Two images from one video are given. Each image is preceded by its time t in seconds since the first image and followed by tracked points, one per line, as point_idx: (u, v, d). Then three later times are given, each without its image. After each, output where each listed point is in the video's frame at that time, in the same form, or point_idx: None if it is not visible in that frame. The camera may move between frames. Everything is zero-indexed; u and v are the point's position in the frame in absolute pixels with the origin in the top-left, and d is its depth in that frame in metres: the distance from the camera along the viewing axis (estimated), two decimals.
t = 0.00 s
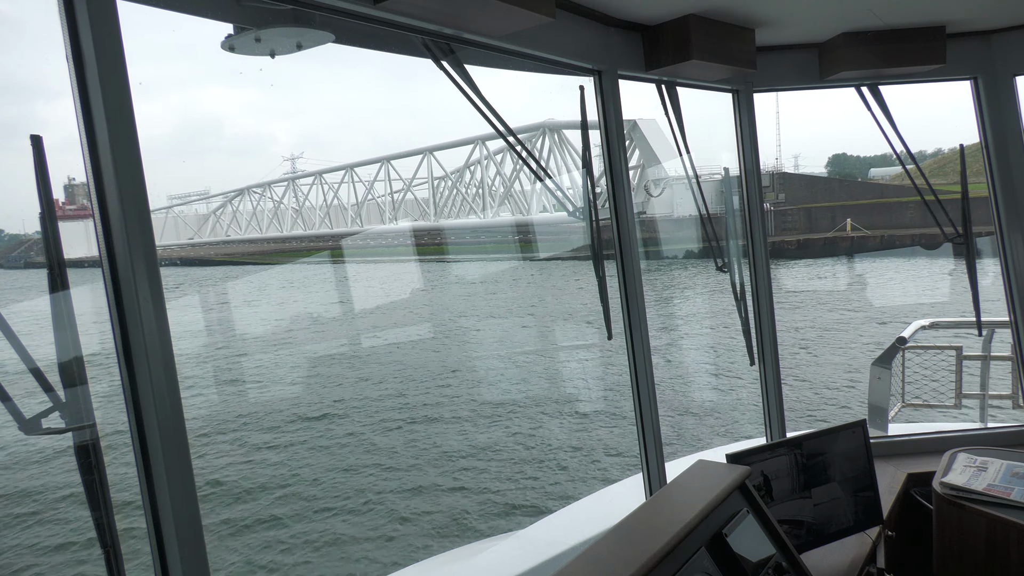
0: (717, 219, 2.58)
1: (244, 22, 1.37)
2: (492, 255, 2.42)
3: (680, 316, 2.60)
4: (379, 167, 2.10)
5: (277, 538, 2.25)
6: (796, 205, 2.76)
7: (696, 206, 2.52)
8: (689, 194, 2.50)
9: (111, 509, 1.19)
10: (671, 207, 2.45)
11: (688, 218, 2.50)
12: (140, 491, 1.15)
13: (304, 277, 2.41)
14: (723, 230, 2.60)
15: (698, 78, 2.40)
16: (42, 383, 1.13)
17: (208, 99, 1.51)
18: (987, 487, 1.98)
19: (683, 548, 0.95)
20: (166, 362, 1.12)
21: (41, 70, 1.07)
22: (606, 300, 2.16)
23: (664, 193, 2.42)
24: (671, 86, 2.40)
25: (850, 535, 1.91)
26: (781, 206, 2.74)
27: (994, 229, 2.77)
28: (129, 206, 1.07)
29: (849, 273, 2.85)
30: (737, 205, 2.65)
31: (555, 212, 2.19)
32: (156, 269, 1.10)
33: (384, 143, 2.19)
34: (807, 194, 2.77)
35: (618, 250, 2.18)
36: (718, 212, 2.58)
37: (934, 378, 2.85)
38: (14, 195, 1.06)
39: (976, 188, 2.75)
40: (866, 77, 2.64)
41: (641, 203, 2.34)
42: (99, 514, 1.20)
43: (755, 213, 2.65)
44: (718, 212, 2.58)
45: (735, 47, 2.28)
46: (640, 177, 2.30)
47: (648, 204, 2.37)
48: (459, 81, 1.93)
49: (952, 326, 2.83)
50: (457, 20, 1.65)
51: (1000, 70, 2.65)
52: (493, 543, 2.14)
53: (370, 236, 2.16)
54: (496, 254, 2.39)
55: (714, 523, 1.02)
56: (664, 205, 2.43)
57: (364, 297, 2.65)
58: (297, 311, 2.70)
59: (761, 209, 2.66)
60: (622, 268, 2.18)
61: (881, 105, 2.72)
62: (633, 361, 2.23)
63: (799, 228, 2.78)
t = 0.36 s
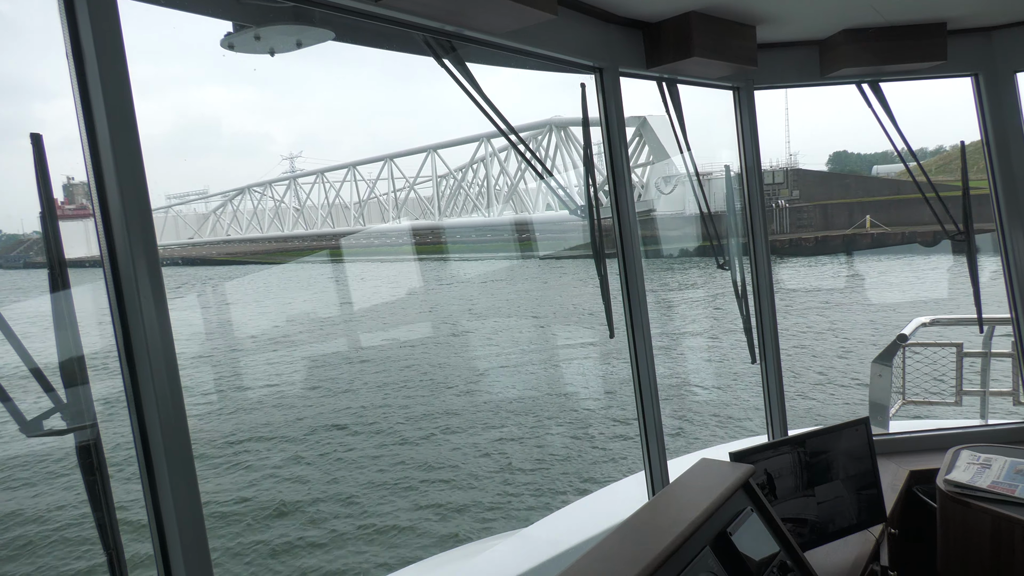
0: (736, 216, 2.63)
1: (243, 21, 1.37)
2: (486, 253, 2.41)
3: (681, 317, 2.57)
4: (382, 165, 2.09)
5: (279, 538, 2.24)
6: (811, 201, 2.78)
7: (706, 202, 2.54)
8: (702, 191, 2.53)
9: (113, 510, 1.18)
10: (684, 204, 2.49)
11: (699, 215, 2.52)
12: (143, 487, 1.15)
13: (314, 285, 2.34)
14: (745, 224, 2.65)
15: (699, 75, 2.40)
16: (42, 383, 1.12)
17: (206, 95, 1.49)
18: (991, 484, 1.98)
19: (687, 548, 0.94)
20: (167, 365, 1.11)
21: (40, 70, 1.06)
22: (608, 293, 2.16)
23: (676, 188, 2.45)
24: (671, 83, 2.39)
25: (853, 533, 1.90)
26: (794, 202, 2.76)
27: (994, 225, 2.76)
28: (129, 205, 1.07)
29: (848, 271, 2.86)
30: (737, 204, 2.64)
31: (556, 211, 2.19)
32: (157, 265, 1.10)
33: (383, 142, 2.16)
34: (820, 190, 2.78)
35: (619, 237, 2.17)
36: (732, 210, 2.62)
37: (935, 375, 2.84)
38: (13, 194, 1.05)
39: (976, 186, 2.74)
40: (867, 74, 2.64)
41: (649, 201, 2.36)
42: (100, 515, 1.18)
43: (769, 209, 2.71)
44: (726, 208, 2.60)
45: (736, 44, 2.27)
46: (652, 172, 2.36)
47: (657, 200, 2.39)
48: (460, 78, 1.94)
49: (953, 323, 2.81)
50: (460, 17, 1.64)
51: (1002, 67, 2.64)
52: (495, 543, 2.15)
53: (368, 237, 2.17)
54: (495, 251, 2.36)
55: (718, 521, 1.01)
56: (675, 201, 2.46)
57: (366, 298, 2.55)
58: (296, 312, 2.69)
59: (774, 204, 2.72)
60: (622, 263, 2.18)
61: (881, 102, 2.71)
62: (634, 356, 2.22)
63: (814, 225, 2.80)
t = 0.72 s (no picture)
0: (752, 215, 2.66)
1: (239, 20, 1.38)
2: (487, 253, 2.35)
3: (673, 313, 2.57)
4: (383, 164, 2.04)
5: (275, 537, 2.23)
6: (824, 201, 2.81)
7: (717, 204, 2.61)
8: (712, 190, 2.59)
9: (107, 508, 1.18)
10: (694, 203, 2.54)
11: (708, 217, 2.58)
12: (136, 488, 1.14)
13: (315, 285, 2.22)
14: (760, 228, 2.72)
15: (693, 76, 2.41)
16: (37, 382, 1.12)
17: (203, 95, 1.50)
18: (981, 483, 1.99)
19: (678, 548, 0.95)
20: (162, 364, 1.12)
21: (35, 67, 1.06)
22: (601, 296, 2.20)
23: (683, 189, 2.50)
24: (665, 84, 2.40)
25: (844, 531, 1.91)
26: (806, 202, 2.81)
27: (987, 226, 2.78)
28: (123, 203, 1.07)
29: (842, 270, 2.88)
30: (732, 206, 2.65)
31: (546, 209, 2.20)
32: (151, 263, 1.10)
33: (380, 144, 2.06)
34: (832, 189, 2.80)
35: (614, 246, 2.20)
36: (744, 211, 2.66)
37: (927, 375, 2.86)
38: (6, 192, 1.05)
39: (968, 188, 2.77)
40: (860, 75, 2.65)
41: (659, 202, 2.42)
42: (94, 513, 1.19)
43: (781, 209, 2.77)
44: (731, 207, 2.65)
45: (730, 44, 2.28)
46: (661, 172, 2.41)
47: (665, 200, 2.45)
48: (456, 79, 1.96)
49: (945, 324, 2.83)
50: (454, 17, 1.64)
51: (994, 69, 2.66)
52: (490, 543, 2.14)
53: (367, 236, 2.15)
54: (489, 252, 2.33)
55: (709, 521, 1.02)
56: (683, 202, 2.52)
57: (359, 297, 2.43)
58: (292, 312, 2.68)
59: (785, 204, 2.77)
60: (616, 265, 2.21)
61: (875, 104, 2.73)
62: (630, 364, 2.24)
63: (829, 224, 2.83)
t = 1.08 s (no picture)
0: (766, 217, 2.76)
1: (234, 22, 1.41)
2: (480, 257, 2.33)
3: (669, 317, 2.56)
4: (385, 165, 2.01)
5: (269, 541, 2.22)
6: (837, 201, 2.82)
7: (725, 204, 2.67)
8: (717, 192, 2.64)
9: (102, 509, 1.18)
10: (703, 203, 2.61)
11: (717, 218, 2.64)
12: (129, 484, 1.17)
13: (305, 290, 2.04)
14: (772, 230, 2.78)
15: (686, 79, 2.42)
16: (31, 383, 1.11)
17: (198, 97, 1.46)
18: (970, 484, 2.01)
19: (673, 546, 0.96)
20: (156, 365, 1.13)
21: (32, 65, 1.05)
22: (595, 299, 2.31)
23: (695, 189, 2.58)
24: (659, 87, 2.42)
25: (836, 533, 1.93)
26: (820, 203, 2.82)
27: (978, 230, 2.81)
28: (119, 204, 1.09)
29: (837, 274, 2.86)
30: (725, 208, 2.67)
31: (545, 213, 2.26)
32: (145, 265, 1.12)
33: (378, 146, 2.00)
34: (847, 190, 2.81)
35: (607, 248, 2.30)
36: (759, 212, 2.74)
37: (920, 378, 2.88)
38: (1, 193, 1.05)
39: (960, 192, 2.80)
40: (853, 79, 2.67)
41: (669, 202, 2.50)
42: (88, 514, 1.18)
43: (794, 211, 2.79)
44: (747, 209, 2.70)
45: (723, 48, 2.30)
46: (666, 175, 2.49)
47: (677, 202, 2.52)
48: (452, 83, 2.02)
49: (936, 326, 2.86)
50: (445, 21, 1.65)
51: (984, 74, 2.69)
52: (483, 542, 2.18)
53: (356, 238, 2.03)
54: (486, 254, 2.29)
55: (702, 521, 1.03)
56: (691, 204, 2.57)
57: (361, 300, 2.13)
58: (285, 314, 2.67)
59: (797, 205, 2.80)
60: (610, 270, 2.32)
61: (867, 107, 2.75)
62: (622, 361, 2.40)
63: (843, 226, 2.82)
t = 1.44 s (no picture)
0: (783, 217, 2.79)
1: (232, 23, 1.38)
2: (472, 257, 2.34)
3: (667, 319, 2.57)
4: (389, 166, 2.03)
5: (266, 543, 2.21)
6: (854, 202, 2.83)
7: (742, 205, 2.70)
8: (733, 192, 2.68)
9: (97, 513, 1.18)
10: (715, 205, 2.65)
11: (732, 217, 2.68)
12: (128, 498, 1.15)
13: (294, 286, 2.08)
14: (790, 229, 2.81)
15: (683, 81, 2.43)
16: (26, 386, 1.12)
17: (195, 98, 1.46)
18: (969, 485, 2.01)
19: (674, 544, 0.96)
20: (152, 369, 1.12)
21: (30, 67, 1.05)
22: (595, 303, 2.23)
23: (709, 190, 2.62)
24: (657, 88, 2.42)
25: (835, 533, 1.93)
26: (836, 203, 2.84)
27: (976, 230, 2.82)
28: (114, 206, 1.08)
29: (834, 274, 2.88)
30: (723, 209, 2.67)
31: (544, 214, 2.23)
32: (141, 267, 1.11)
33: (384, 147, 2.05)
34: (864, 189, 2.81)
35: (605, 248, 2.21)
36: (774, 212, 2.77)
37: (919, 378, 2.88)
38: None
39: (957, 192, 2.80)
40: (851, 80, 2.67)
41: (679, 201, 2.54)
42: (84, 518, 1.18)
43: (810, 211, 2.82)
44: (765, 210, 2.75)
45: (721, 48, 2.30)
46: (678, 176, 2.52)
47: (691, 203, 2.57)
48: (447, 82, 1.97)
49: (934, 326, 2.86)
50: (443, 22, 1.65)
51: (981, 74, 2.69)
52: (479, 545, 2.15)
53: (357, 238, 2.10)
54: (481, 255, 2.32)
55: (701, 521, 1.03)
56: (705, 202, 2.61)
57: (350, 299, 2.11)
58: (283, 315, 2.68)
59: (814, 205, 2.83)
60: (609, 267, 2.23)
61: (864, 106, 2.74)
62: (622, 368, 2.28)
63: (861, 227, 2.84)
